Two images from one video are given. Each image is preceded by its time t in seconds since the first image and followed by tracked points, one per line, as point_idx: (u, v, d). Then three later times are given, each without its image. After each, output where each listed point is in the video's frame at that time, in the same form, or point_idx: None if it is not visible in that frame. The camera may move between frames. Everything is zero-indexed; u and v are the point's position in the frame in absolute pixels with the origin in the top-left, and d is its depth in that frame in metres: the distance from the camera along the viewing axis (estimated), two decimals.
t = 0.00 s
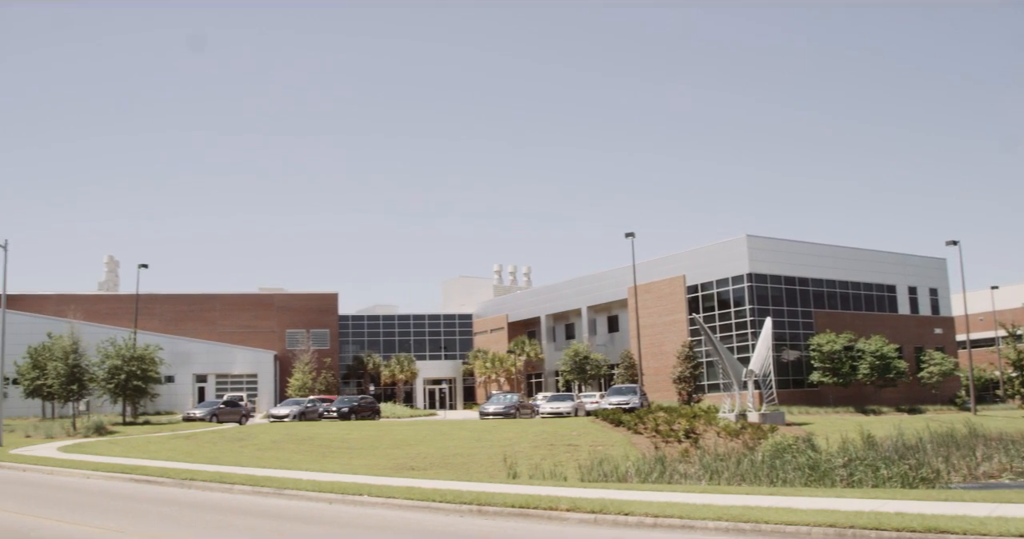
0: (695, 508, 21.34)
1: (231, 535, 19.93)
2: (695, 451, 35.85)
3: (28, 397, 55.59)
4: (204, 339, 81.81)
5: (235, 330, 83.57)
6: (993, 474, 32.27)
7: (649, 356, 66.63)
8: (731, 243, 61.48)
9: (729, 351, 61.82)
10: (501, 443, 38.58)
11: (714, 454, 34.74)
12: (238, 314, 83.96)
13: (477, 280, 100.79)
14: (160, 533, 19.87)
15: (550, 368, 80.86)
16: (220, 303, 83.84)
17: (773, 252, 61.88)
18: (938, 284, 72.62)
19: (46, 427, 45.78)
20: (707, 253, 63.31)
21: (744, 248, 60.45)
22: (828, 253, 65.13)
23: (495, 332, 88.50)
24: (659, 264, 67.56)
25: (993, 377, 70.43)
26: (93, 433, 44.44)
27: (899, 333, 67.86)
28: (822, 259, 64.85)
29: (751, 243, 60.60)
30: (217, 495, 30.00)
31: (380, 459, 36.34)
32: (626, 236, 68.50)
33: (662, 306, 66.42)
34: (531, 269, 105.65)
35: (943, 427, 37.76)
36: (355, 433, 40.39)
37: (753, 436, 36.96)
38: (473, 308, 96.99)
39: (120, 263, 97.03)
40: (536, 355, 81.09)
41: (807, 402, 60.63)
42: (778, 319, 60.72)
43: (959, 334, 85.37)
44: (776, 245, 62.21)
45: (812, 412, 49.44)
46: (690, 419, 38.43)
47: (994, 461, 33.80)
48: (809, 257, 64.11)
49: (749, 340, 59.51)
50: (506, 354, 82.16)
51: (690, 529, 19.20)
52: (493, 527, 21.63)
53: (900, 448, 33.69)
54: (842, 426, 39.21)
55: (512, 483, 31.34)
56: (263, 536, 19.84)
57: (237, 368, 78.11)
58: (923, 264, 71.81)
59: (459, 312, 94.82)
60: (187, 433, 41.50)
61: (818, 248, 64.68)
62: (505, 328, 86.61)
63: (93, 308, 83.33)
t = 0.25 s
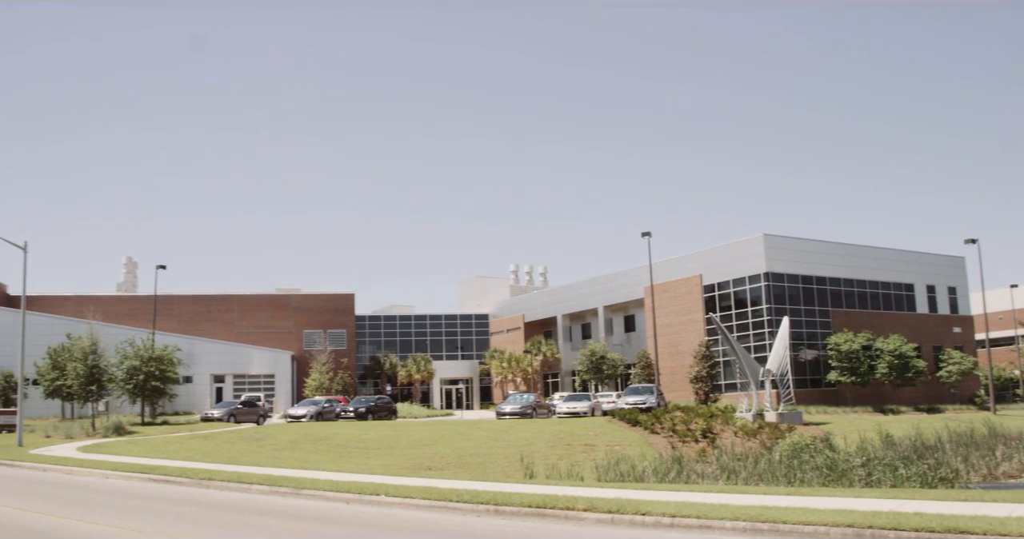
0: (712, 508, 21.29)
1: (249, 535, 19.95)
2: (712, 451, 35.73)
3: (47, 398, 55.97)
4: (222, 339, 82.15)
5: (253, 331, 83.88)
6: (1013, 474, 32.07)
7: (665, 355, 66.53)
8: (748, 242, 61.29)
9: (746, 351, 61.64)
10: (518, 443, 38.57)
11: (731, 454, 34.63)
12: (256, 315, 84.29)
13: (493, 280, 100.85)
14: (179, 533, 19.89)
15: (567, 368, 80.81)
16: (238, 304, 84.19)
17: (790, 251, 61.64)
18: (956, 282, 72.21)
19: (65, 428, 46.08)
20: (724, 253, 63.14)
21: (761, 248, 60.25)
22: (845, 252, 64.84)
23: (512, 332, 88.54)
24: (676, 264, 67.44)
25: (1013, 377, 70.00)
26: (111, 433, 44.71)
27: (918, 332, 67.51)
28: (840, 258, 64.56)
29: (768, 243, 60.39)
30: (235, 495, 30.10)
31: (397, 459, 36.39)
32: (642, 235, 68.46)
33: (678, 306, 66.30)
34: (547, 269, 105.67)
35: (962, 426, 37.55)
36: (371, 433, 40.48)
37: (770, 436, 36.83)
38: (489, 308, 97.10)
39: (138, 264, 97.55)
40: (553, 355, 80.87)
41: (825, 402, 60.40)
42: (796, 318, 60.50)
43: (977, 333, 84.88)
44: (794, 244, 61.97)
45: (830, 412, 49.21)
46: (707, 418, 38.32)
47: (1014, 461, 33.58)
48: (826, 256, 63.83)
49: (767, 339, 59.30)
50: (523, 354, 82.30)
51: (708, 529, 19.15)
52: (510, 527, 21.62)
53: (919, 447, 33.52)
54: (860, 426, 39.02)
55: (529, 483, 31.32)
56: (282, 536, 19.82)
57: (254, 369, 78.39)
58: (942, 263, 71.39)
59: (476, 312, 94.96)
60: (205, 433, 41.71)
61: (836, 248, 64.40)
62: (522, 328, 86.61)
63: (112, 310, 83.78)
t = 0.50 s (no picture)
0: (734, 508, 21.22)
1: (273, 535, 19.98)
2: (733, 450, 35.63)
3: (72, 399, 56.41)
4: (244, 340, 82.57)
5: (275, 332, 84.26)
6: None
7: (686, 355, 66.41)
8: (769, 241, 61.06)
9: (768, 350, 61.41)
10: (539, 443, 38.56)
11: (753, 454, 34.51)
12: (277, 316, 84.67)
13: (514, 280, 100.97)
14: (205, 532, 19.96)
15: (588, 368, 80.72)
16: (259, 305, 84.60)
17: (812, 250, 61.35)
18: (980, 281, 71.67)
19: (89, 428, 46.46)
20: (746, 252, 62.93)
21: (783, 247, 60.01)
22: (867, 250, 64.48)
23: (532, 332, 88.56)
24: (697, 263, 67.28)
25: None
26: (136, 433, 45.05)
27: (941, 331, 67.07)
28: (862, 257, 64.20)
29: (790, 241, 60.14)
30: (258, 494, 30.23)
31: (418, 459, 36.47)
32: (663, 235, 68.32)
33: (699, 306, 66.17)
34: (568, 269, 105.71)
35: (986, 426, 37.26)
36: (393, 433, 40.59)
37: (792, 436, 36.65)
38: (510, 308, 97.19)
39: (161, 266, 98.17)
40: (573, 355, 80.56)
41: (847, 402, 60.13)
42: (818, 318, 60.22)
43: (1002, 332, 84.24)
44: (815, 243, 61.66)
45: (853, 412, 49.03)
46: (728, 418, 38.19)
47: None
48: (848, 255, 63.50)
49: (788, 339, 59.05)
50: (544, 353, 82.11)
51: (730, 529, 19.09)
52: (532, 527, 21.64)
53: (943, 447, 33.30)
54: (883, 426, 38.81)
55: (550, 483, 31.31)
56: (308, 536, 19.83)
57: (276, 369, 78.74)
58: (965, 261, 70.89)
59: (496, 313, 95.11)
60: (228, 433, 41.96)
61: (857, 246, 64.05)
62: (542, 328, 86.64)
63: (135, 311, 84.34)
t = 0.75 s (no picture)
0: (751, 508, 21.16)
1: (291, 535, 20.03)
2: (750, 450, 35.53)
3: (90, 399, 56.74)
4: (261, 341, 82.89)
5: (291, 332, 84.55)
6: None
7: (703, 355, 66.29)
8: (786, 240, 60.88)
9: (785, 349, 61.22)
10: (555, 443, 38.56)
11: (770, 453, 34.41)
12: (294, 316, 84.95)
13: (530, 280, 101.01)
14: (224, 533, 20.01)
15: (604, 368, 80.67)
16: (276, 305, 84.92)
17: (829, 248, 61.13)
18: (998, 279, 71.25)
19: (108, 428, 46.74)
20: (762, 251, 62.77)
21: (800, 246, 59.82)
22: (885, 249, 64.20)
23: (548, 332, 88.59)
24: (713, 263, 67.15)
25: None
26: (154, 433, 45.30)
27: (959, 330, 66.70)
28: (879, 256, 63.93)
29: (807, 240, 59.94)
30: (275, 494, 30.34)
31: (435, 459, 36.52)
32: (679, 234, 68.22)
33: (716, 305, 66.03)
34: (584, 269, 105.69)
35: (1005, 425, 37.03)
36: (409, 433, 40.66)
37: (810, 435, 36.52)
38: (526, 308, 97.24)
39: (178, 267, 98.60)
40: (589, 354, 80.79)
41: (865, 401, 59.89)
42: (835, 317, 60.00)
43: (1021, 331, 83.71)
44: (832, 241, 61.44)
45: (870, 411, 48.88)
46: (745, 418, 38.08)
47: None
48: (866, 254, 63.25)
49: (806, 338, 58.85)
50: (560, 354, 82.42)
51: (747, 529, 19.05)
52: (549, 527, 21.64)
53: (962, 447, 33.12)
54: (901, 425, 38.65)
55: (567, 483, 31.29)
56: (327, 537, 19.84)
57: (293, 370, 79.00)
58: (984, 260, 70.48)
59: (512, 313, 95.18)
60: (245, 433, 42.14)
61: (875, 245, 63.78)
62: (558, 328, 86.62)
63: (153, 312, 84.77)
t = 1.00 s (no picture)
0: (767, 508, 21.11)
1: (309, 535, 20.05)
2: (767, 450, 35.40)
3: (109, 399, 57.05)
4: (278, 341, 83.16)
5: (308, 332, 84.81)
6: None
7: (719, 354, 66.15)
8: (802, 239, 60.68)
9: (802, 349, 61.02)
10: (571, 443, 38.54)
11: (787, 453, 34.31)
12: (310, 316, 85.20)
13: (545, 280, 101.01)
14: (244, 532, 20.04)
15: (620, 367, 80.60)
16: (292, 305, 85.19)
17: (845, 247, 60.89)
18: (1017, 278, 70.82)
19: (126, 428, 46.99)
20: (778, 250, 62.59)
21: (816, 245, 59.61)
22: (902, 248, 63.92)
23: (564, 332, 88.59)
24: (729, 262, 66.99)
25: None
26: (172, 433, 45.51)
27: (977, 329, 66.35)
28: (896, 254, 63.65)
29: (823, 239, 59.74)
30: (292, 494, 30.43)
31: (451, 459, 36.55)
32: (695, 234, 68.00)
33: (732, 305, 65.88)
34: (599, 268, 105.64)
35: None
36: (426, 433, 40.71)
37: (827, 435, 36.38)
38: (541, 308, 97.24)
39: (195, 267, 99.00)
40: (605, 354, 80.66)
41: (882, 401, 59.65)
42: (852, 316, 59.77)
43: None
44: (849, 240, 61.20)
45: (887, 411, 48.73)
46: (762, 417, 37.98)
47: None
48: (882, 252, 62.97)
49: (822, 337, 58.65)
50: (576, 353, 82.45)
51: (763, 529, 19.02)
52: (565, 527, 21.64)
53: (980, 447, 32.93)
54: (919, 425, 38.46)
55: (583, 483, 31.28)
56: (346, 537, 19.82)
57: (309, 370, 79.20)
58: (1002, 259, 70.07)
59: (528, 312, 95.20)
60: (262, 433, 42.28)
61: (891, 243, 63.50)
62: (574, 328, 86.56)
63: (169, 312, 85.14)
